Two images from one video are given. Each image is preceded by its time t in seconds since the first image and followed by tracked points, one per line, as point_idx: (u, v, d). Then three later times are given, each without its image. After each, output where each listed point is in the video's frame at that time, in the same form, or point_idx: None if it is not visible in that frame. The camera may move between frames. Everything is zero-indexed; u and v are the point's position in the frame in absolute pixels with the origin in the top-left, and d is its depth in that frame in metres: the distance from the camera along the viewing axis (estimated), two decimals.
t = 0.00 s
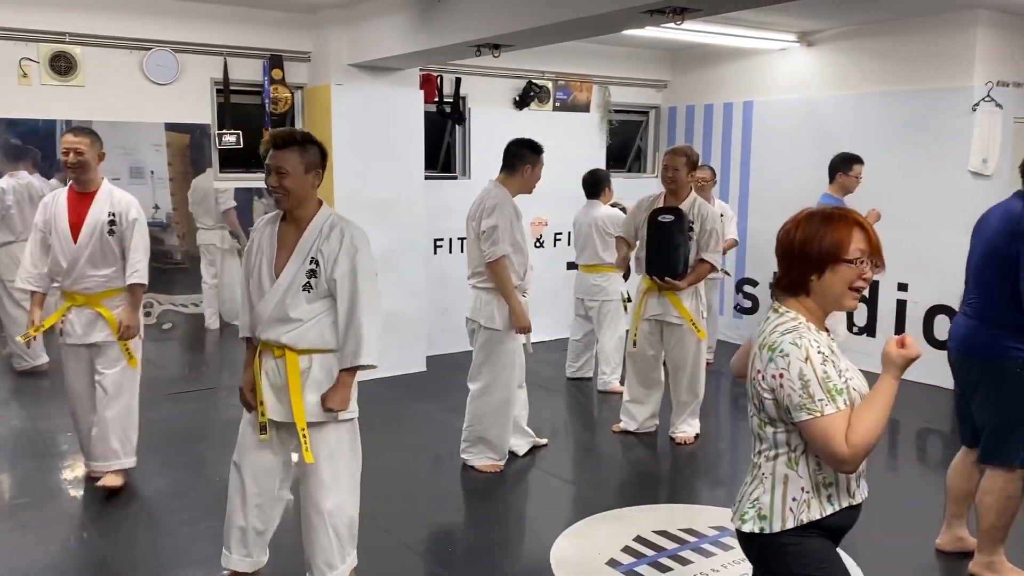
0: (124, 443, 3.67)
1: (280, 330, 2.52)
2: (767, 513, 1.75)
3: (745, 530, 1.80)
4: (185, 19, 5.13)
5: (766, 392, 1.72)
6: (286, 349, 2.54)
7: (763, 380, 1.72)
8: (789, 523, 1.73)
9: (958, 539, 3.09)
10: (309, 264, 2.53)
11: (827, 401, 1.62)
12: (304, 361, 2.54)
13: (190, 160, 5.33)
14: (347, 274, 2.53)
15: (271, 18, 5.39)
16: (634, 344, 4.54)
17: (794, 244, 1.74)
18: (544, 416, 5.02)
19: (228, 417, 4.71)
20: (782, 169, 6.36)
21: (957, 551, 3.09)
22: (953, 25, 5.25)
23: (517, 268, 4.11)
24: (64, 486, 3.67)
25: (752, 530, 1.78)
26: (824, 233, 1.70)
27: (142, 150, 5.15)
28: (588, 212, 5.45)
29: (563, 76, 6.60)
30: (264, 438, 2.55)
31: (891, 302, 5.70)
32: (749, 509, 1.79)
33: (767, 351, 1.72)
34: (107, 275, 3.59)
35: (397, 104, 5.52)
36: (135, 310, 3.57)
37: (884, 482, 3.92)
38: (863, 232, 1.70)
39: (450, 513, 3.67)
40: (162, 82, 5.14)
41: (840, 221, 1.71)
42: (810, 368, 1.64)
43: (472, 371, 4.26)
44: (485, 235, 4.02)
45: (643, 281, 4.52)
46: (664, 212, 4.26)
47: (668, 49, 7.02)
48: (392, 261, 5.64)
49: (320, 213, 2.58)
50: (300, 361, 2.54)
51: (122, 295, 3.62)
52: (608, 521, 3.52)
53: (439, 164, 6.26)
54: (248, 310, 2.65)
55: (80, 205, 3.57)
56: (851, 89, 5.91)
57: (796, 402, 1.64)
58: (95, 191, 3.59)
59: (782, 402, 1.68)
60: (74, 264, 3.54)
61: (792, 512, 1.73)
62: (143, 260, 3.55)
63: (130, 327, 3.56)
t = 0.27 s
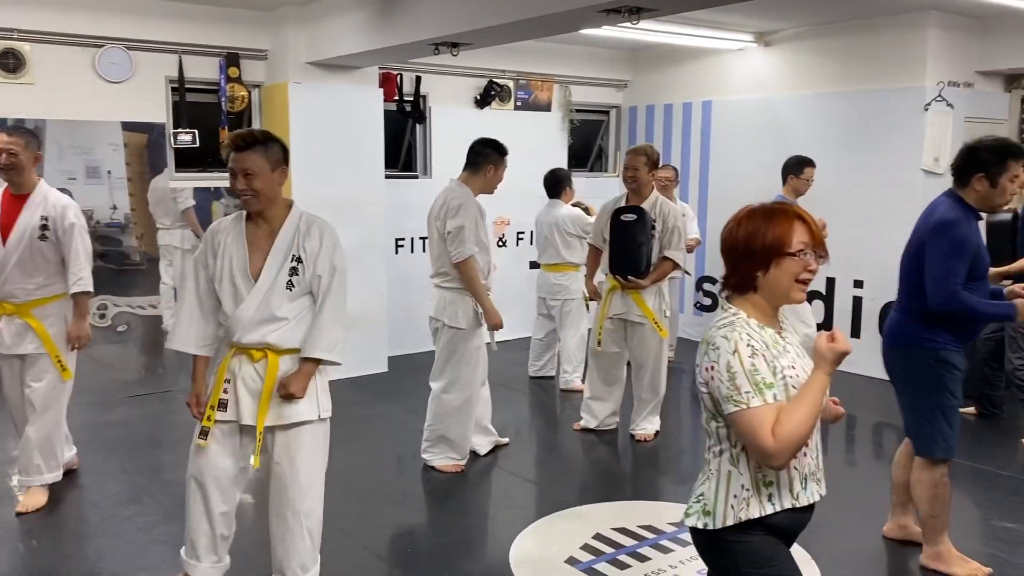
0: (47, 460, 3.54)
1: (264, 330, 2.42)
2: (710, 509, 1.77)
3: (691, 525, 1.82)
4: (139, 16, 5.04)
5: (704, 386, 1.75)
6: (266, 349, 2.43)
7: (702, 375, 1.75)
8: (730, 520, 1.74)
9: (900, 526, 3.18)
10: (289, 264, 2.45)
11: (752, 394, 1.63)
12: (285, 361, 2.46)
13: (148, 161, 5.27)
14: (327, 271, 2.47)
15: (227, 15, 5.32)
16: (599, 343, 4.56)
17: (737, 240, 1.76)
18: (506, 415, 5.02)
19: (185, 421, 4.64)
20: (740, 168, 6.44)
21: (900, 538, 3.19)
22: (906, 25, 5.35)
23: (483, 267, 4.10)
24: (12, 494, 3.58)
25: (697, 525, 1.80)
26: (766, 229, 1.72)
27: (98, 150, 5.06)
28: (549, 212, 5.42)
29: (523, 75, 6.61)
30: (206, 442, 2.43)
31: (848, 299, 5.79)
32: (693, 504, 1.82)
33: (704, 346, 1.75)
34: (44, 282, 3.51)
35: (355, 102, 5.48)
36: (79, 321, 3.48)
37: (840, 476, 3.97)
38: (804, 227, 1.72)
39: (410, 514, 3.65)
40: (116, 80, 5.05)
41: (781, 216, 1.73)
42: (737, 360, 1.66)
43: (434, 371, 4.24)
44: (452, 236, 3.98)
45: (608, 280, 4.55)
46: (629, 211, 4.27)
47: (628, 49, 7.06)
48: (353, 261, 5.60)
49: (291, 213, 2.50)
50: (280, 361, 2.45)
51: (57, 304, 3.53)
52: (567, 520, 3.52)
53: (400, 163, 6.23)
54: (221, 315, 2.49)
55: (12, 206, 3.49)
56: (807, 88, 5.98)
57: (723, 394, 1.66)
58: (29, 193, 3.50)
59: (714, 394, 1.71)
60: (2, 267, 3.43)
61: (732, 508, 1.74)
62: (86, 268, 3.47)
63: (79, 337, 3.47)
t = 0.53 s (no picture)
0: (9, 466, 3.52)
1: (248, 330, 2.37)
2: (690, 509, 1.75)
3: (669, 527, 1.79)
4: (101, 12, 4.97)
5: (679, 388, 1.72)
6: (248, 348, 2.39)
7: (675, 375, 1.73)
8: (712, 516, 1.74)
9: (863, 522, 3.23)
10: (267, 260, 2.43)
11: (732, 393, 1.63)
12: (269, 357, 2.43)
13: (116, 159, 5.17)
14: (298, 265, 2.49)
15: (193, 12, 5.26)
16: (570, 341, 4.56)
17: (692, 238, 1.76)
18: (477, 414, 5.01)
19: (151, 422, 4.58)
20: (710, 167, 6.48)
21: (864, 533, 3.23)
22: (871, 25, 5.41)
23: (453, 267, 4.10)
24: None
25: (678, 527, 1.77)
26: (720, 228, 1.73)
27: (62, 147, 4.98)
28: (520, 209, 5.40)
29: (493, 73, 6.60)
30: (229, 448, 2.35)
31: (816, 295, 5.84)
32: (671, 505, 1.78)
33: (677, 347, 1.73)
34: None
35: (323, 100, 5.44)
36: (16, 326, 3.32)
37: (808, 471, 4.01)
38: (757, 226, 1.74)
39: (379, 514, 3.63)
40: (79, 76, 4.97)
41: (735, 215, 1.74)
42: (716, 360, 1.65)
43: (403, 370, 4.21)
44: (423, 235, 3.96)
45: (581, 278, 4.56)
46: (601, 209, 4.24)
47: (597, 47, 7.07)
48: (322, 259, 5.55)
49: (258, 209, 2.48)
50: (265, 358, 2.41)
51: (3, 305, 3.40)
52: (538, 518, 3.52)
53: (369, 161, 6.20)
54: (194, 318, 2.36)
55: None
56: (775, 87, 6.02)
57: (703, 395, 1.65)
58: None
59: (692, 395, 1.69)
60: None
61: (714, 504, 1.74)
62: (27, 273, 3.32)
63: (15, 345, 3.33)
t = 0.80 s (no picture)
0: None
1: (191, 336, 2.30)
2: (666, 503, 1.74)
3: (646, 525, 1.76)
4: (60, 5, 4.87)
5: (651, 382, 1.70)
6: (190, 354, 2.33)
7: (645, 370, 1.70)
8: (688, 507, 1.74)
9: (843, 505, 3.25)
10: (211, 265, 2.37)
11: (710, 381, 1.64)
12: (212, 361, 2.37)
13: (77, 155, 5.06)
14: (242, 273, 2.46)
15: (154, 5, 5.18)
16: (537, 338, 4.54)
17: (646, 236, 1.77)
18: (445, 412, 4.99)
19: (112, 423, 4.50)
20: (677, 164, 6.51)
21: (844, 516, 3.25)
22: (835, 24, 5.46)
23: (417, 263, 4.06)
24: None
25: (653, 524, 1.75)
26: (673, 226, 1.73)
27: (24, 144, 4.87)
28: (491, 205, 5.40)
29: (461, 69, 6.58)
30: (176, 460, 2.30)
31: (782, 292, 5.89)
32: (646, 503, 1.75)
33: (648, 342, 1.70)
34: None
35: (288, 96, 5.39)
36: None
37: (774, 466, 4.04)
38: (710, 223, 1.75)
39: (345, 513, 3.60)
40: (37, 70, 4.87)
41: (689, 212, 1.74)
42: (693, 350, 1.65)
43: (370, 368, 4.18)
44: (386, 232, 3.93)
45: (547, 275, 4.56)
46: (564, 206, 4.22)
47: (566, 44, 7.06)
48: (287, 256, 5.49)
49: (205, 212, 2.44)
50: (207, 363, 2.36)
51: None
52: (505, 515, 3.51)
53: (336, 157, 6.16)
54: (130, 323, 2.27)
55: None
56: (742, 85, 6.06)
57: (681, 386, 1.64)
58: None
59: (668, 388, 1.67)
60: None
61: (689, 495, 1.74)
62: None
63: None
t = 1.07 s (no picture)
0: None
1: (64, 352, 2.14)
2: (624, 501, 1.74)
3: (605, 523, 1.76)
4: None
5: (605, 379, 1.71)
6: (67, 372, 2.17)
7: (600, 367, 1.72)
8: (646, 505, 1.74)
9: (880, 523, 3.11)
10: (106, 278, 2.21)
11: (660, 380, 1.64)
12: (92, 383, 2.19)
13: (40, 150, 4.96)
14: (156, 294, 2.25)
15: None
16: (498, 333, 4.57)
17: (609, 232, 1.77)
18: (415, 408, 4.97)
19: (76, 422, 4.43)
20: (647, 160, 6.53)
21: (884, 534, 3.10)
22: (802, 21, 5.50)
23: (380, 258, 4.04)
24: None
25: (612, 522, 1.75)
26: (635, 222, 1.73)
27: None
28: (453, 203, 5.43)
29: (431, 64, 6.55)
30: (37, 479, 2.18)
31: (749, 287, 5.94)
32: (605, 500, 1.76)
33: (601, 339, 1.71)
34: None
35: (254, 91, 5.32)
36: None
37: (741, 459, 4.07)
38: (673, 220, 1.75)
39: (314, 511, 3.57)
40: None
41: (651, 209, 1.74)
42: (643, 348, 1.66)
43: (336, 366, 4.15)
44: (345, 230, 3.89)
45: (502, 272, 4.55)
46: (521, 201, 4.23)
47: (535, 39, 7.06)
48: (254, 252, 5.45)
49: (112, 219, 2.28)
50: (86, 384, 2.18)
51: None
52: (474, 511, 3.51)
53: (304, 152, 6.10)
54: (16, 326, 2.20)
55: None
56: (710, 81, 6.09)
57: (631, 384, 1.65)
58: None
59: (620, 386, 1.68)
60: None
61: (647, 493, 1.74)
62: None
63: None
